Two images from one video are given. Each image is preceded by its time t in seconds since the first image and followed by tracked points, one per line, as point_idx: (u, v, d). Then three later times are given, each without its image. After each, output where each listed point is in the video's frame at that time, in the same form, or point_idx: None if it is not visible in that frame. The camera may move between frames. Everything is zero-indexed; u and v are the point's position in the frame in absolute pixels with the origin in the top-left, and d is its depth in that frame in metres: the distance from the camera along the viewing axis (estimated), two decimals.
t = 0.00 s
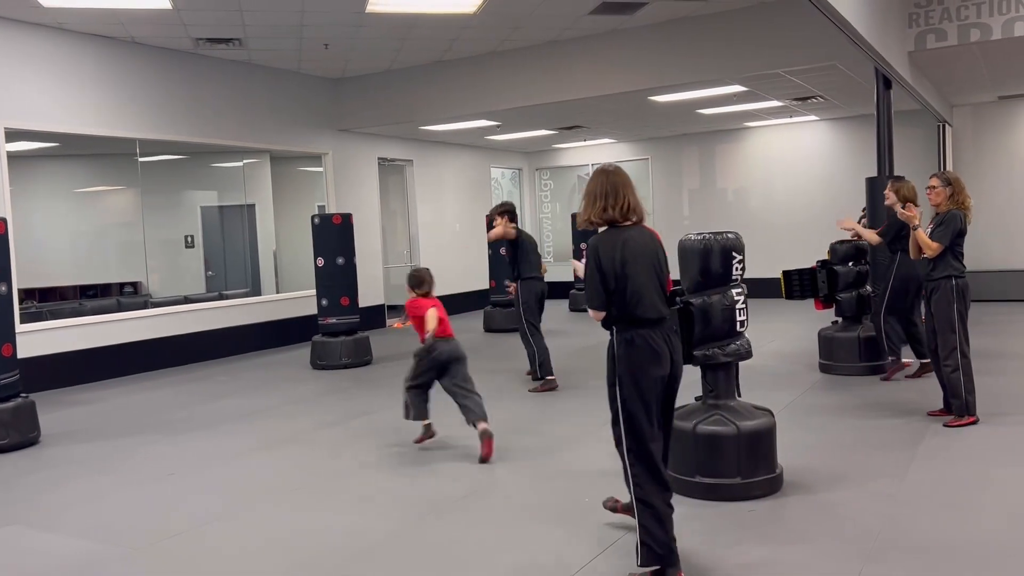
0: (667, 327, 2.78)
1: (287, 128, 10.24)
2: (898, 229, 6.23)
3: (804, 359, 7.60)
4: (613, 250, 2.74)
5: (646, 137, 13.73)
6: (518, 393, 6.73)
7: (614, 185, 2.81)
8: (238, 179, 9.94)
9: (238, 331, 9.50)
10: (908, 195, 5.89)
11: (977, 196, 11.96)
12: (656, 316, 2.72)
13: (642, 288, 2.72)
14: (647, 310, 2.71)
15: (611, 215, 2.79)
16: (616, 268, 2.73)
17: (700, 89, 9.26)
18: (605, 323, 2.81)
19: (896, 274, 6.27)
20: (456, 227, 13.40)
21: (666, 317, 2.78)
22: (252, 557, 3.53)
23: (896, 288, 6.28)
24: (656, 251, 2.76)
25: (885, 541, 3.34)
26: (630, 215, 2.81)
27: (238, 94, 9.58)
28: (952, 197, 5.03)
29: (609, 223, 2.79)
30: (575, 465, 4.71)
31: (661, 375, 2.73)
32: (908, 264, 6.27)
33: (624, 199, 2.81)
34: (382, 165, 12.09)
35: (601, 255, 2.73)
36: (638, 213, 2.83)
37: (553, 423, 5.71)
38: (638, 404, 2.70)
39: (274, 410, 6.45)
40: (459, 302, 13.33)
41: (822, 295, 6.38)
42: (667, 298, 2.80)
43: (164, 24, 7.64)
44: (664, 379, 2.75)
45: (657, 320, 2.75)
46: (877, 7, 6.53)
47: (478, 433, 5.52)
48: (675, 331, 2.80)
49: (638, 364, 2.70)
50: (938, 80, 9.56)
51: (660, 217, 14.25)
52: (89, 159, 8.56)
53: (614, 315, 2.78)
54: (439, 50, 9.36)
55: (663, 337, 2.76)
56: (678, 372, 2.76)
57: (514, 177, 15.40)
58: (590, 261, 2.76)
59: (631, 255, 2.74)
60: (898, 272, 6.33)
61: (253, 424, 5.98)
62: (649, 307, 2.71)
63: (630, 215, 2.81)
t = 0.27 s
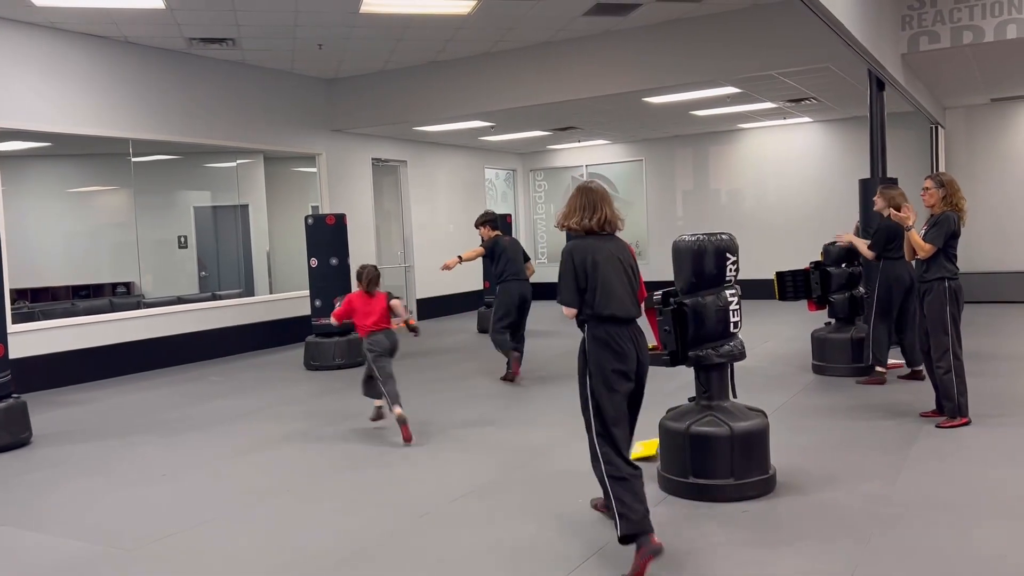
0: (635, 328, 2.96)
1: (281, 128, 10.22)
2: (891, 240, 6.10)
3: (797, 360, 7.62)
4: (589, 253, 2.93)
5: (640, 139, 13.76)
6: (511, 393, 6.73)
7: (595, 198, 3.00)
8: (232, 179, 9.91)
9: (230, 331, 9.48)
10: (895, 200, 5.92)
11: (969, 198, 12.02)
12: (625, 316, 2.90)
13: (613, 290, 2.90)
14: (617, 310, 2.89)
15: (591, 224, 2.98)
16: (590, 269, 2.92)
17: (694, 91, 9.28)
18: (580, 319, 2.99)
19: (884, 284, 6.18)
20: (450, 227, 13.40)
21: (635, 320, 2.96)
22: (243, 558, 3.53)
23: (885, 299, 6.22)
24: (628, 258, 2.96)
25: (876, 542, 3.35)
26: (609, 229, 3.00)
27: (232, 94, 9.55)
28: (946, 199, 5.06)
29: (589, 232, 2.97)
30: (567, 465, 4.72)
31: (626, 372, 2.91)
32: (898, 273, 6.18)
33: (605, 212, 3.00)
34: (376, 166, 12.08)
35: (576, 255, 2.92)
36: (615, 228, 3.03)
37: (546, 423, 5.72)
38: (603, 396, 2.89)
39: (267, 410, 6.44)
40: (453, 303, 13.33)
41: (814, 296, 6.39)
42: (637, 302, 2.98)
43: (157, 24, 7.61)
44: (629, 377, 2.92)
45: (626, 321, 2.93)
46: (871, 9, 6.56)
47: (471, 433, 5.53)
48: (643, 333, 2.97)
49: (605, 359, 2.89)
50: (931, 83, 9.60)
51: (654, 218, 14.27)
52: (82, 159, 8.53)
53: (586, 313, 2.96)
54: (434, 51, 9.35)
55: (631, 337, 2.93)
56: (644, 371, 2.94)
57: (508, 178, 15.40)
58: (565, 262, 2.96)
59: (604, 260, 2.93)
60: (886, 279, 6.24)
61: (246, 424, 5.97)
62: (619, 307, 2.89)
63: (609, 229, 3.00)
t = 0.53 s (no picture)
0: (608, 320, 3.51)
1: (276, 128, 10.20)
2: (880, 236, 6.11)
3: (792, 362, 7.64)
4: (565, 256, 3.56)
5: (636, 140, 13.77)
6: (507, 393, 6.74)
7: (573, 208, 3.69)
8: (227, 179, 9.90)
9: (226, 332, 9.47)
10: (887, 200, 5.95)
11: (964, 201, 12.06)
12: (594, 308, 3.47)
13: (585, 286, 3.51)
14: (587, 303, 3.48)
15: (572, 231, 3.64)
16: (565, 270, 3.55)
17: (690, 93, 9.29)
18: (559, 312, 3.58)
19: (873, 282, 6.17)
20: (446, 228, 13.39)
21: (608, 312, 3.52)
22: (239, 557, 3.53)
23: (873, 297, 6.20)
24: (599, 262, 3.58)
25: (871, 543, 3.36)
26: (585, 232, 3.66)
27: (228, 94, 9.53)
28: (942, 201, 5.07)
29: (568, 235, 3.63)
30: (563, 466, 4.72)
31: (599, 355, 3.44)
32: (885, 271, 6.20)
33: (585, 222, 3.68)
34: (372, 166, 12.07)
35: (554, 258, 3.54)
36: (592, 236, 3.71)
37: (542, 424, 5.72)
38: (569, 376, 3.47)
39: (263, 410, 6.44)
40: (449, 304, 13.33)
41: (810, 298, 6.38)
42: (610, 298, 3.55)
43: (152, 23, 7.59)
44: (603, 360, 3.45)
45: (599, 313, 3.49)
46: (866, 12, 6.58)
47: (467, 434, 5.53)
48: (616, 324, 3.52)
49: (576, 346, 3.45)
50: (926, 85, 9.63)
51: (649, 219, 14.29)
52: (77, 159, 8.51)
53: (563, 306, 3.56)
54: (430, 51, 9.35)
55: (603, 327, 3.48)
56: (617, 354, 3.45)
57: (505, 179, 15.40)
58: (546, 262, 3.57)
59: (577, 262, 3.55)
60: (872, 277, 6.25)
61: (242, 425, 5.97)
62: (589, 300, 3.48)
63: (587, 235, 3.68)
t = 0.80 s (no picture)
0: (572, 333, 3.65)
1: (273, 128, 10.19)
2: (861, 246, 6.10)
3: (787, 364, 7.65)
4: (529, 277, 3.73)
5: (633, 142, 13.79)
6: (503, 394, 6.74)
7: (547, 230, 3.73)
8: (224, 178, 9.89)
9: (221, 331, 9.45)
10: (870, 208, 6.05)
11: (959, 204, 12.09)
12: (552, 325, 3.64)
13: (546, 304, 3.67)
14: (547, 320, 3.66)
15: (542, 254, 3.72)
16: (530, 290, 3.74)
17: (687, 94, 9.30)
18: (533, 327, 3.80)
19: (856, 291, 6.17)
20: (442, 228, 13.39)
21: (570, 325, 3.65)
22: (233, 558, 3.52)
23: (857, 306, 6.19)
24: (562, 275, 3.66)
25: (866, 546, 3.37)
26: (557, 253, 3.73)
27: (225, 93, 9.53)
28: (938, 204, 5.07)
29: (540, 258, 3.73)
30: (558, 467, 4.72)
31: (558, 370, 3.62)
32: (870, 280, 6.17)
33: (555, 240, 3.73)
34: (369, 166, 12.06)
35: (520, 279, 3.75)
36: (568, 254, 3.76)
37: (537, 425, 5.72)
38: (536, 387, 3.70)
39: (258, 410, 6.42)
40: (445, 305, 13.32)
41: (806, 300, 6.39)
42: (575, 310, 3.66)
43: (149, 22, 7.58)
44: (562, 373, 3.63)
45: (561, 328, 3.65)
46: (863, 15, 6.59)
47: (462, 434, 5.53)
48: (579, 336, 3.63)
49: (536, 361, 3.67)
50: (922, 88, 9.65)
51: (646, 221, 14.31)
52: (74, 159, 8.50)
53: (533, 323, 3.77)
54: (427, 52, 9.35)
55: (565, 341, 3.64)
56: (576, 367, 3.59)
57: (501, 180, 15.40)
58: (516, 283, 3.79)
59: (540, 281, 3.70)
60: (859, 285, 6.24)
61: (236, 424, 5.95)
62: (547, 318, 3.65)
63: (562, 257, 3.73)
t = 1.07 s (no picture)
0: (546, 356, 3.84)
1: (269, 130, 10.17)
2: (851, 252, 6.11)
3: (781, 367, 7.66)
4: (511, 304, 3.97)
5: (629, 145, 13.80)
6: (498, 397, 6.73)
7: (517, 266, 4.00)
8: (220, 180, 9.86)
9: (216, 333, 9.42)
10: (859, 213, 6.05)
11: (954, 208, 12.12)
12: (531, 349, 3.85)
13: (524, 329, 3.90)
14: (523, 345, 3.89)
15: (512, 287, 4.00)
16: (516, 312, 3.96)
17: (683, 98, 9.32)
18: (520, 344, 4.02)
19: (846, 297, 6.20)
20: (438, 230, 13.38)
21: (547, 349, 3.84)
22: (228, 560, 3.50)
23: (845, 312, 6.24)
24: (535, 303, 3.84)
25: (862, 550, 3.36)
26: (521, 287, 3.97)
27: (221, 95, 9.50)
28: (935, 208, 5.08)
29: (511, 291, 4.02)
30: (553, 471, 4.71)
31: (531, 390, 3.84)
32: (859, 286, 6.20)
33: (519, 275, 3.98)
34: (365, 168, 12.05)
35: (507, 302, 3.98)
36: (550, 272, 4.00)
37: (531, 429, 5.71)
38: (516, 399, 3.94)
39: (252, 412, 6.40)
40: (440, 307, 13.31)
41: (802, 304, 6.39)
42: (548, 334, 3.84)
43: (146, 23, 7.56)
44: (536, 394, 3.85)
45: (535, 351, 3.86)
46: (859, 19, 6.61)
47: (457, 437, 5.52)
48: (549, 361, 3.81)
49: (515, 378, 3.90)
50: (918, 93, 9.68)
51: (642, 224, 14.32)
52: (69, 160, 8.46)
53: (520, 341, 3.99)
54: (424, 54, 9.35)
55: (537, 364, 3.84)
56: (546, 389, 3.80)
57: (497, 182, 15.40)
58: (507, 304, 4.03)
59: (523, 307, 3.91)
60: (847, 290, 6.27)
61: (230, 426, 5.93)
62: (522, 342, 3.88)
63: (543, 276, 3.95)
